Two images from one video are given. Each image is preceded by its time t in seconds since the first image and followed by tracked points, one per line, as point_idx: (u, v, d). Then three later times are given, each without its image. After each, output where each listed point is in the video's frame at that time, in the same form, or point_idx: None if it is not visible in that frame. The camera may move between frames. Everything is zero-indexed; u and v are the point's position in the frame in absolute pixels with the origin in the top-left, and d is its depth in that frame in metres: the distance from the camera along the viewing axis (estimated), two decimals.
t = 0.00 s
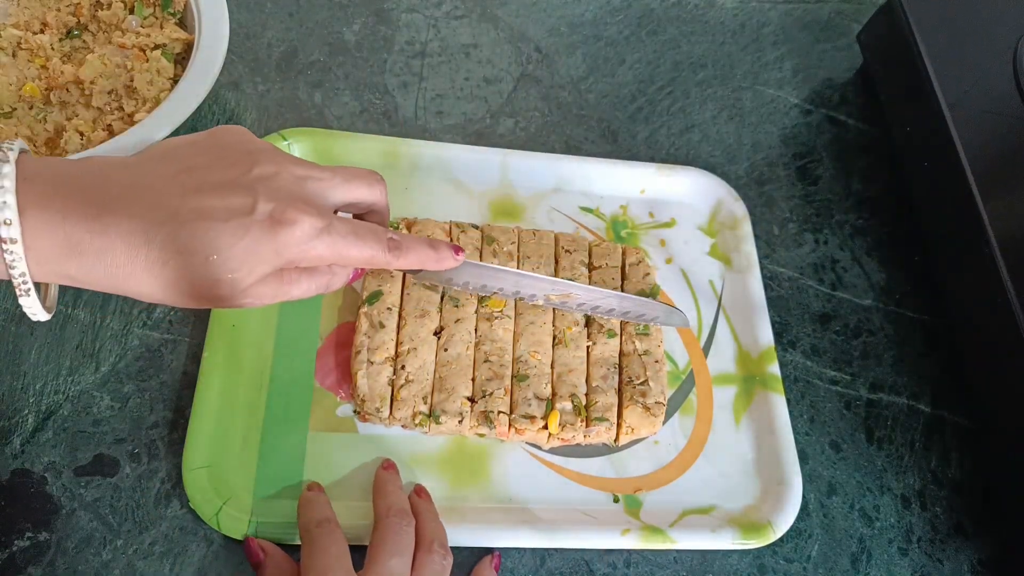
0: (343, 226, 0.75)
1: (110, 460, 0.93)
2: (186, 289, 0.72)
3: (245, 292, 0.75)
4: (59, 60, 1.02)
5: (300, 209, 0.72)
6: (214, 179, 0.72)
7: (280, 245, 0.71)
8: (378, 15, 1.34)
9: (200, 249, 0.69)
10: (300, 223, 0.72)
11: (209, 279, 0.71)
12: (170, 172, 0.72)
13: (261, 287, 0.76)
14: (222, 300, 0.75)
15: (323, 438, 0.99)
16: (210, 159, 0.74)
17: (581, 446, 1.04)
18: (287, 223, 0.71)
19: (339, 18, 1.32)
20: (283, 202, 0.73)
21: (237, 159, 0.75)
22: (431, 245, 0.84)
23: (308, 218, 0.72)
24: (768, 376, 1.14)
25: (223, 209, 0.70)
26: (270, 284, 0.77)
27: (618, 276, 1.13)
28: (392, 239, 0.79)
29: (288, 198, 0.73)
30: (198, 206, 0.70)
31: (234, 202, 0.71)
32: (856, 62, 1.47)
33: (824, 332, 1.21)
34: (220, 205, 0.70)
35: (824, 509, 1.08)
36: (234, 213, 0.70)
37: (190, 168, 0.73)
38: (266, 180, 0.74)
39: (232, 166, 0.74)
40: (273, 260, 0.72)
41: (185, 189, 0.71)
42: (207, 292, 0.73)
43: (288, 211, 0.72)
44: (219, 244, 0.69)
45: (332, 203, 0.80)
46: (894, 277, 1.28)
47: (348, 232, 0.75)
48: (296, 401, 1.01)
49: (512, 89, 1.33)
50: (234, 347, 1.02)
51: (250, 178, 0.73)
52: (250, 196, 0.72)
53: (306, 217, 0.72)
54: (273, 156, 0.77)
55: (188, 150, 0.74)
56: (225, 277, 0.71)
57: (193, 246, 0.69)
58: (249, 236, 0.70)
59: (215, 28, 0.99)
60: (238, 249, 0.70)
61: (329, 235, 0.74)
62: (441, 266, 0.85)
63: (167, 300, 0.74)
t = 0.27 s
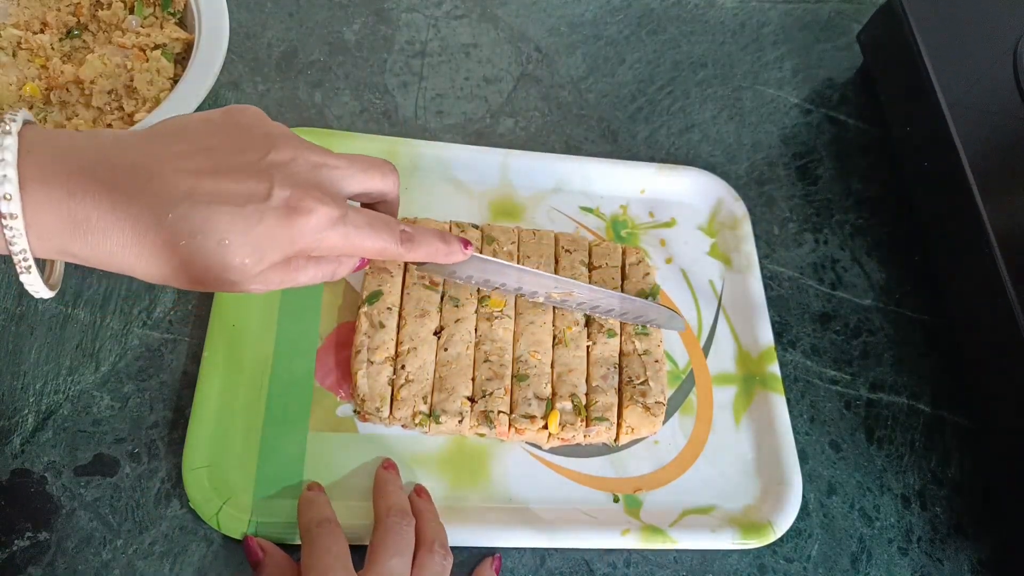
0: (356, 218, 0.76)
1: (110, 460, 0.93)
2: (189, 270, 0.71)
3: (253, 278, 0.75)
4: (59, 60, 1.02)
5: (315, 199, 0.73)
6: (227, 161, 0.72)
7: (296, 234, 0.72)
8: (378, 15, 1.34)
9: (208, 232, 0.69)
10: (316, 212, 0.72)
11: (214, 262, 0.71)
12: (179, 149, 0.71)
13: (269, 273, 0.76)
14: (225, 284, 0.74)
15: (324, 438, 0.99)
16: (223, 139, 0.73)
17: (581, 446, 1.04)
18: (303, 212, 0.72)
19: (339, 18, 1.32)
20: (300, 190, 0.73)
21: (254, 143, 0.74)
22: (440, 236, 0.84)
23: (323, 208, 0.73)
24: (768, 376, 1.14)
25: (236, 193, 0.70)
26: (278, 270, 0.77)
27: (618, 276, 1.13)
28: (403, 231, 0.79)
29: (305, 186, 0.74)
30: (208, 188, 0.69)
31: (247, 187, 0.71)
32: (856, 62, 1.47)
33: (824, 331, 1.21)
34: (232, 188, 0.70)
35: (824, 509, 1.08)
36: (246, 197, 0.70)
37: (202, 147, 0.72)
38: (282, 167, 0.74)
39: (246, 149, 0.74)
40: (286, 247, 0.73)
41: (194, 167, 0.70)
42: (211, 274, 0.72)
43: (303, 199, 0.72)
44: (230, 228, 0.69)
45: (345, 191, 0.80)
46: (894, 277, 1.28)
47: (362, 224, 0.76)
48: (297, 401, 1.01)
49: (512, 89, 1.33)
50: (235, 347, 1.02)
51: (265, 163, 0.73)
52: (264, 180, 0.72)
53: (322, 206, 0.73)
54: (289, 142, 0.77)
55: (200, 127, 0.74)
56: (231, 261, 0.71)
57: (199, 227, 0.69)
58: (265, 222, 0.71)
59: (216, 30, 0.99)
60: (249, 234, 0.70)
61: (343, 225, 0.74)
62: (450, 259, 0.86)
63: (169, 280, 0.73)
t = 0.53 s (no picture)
0: (423, 204, 0.74)
1: (110, 461, 0.93)
2: (228, 236, 0.65)
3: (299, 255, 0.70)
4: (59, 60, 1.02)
5: (385, 182, 0.70)
6: (293, 126, 0.67)
7: (364, 216, 0.69)
8: (378, 15, 1.34)
9: (261, 197, 0.64)
10: (384, 195, 0.70)
11: (257, 232, 0.66)
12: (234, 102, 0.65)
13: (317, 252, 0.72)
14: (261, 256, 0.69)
15: (323, 438, 0.99)
16: (285, 99, 0.68)
17: (580, 447, 1.04)
18: (373, 194, 0.69)
19: (339, 18, 1.32)
20: (372, 169, 0.70)
21: (320, 108, 0.70)
22: (487, 224, 0.83)
23: (392, 193, 0.71)
24: (768, 376, 1.14)
25: (302, 163, 0.66)
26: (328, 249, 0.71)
27: (618, 276, 1.13)
28: (459, 220, 0.79)
29: (377, 166, 0.71)
30: (270, 152, 0.64)
31: (314, 157, 0.67)
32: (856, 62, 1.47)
33: (824, 332, 1.21)
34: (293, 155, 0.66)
35: (824, 509, 1.08)
36: (311, 168, 0.66)
37: (258, 102, 0.66)
38: (351, 141, 0.70)
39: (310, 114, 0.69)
40: (352, 228, 0.70)
41: (250, 126, 0.64)
42: (252, 245, 0.67)
43: (373, 179, 0.70)
44: (295, 201, 0.65)
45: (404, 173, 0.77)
46: (894, 277, 1.28)
47: (427, 211, 0.75)
48: (297, 402, 1.01)
49: (512, 89, 1.33)
50: (234, 347, 1.02)
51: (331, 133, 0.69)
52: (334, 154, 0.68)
53: (391, 191, 0.71)
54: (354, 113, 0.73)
55: (259, 80, 0.68)
56: (277, 232, 0.66)
57: (250, 193, 0.63)
58: (335, 199, 0.67)
59: (216, 31, 0.98)
60: (312, 208, 0.66)
61: (407, 211, 0.72)
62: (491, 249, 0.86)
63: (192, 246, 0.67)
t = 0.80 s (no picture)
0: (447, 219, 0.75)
1: (110, 461, 0.93)
2: (255, 240, 0.66)
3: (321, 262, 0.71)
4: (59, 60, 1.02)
5: (413, 199, 0.71)
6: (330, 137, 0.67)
7: (389, 232, 0.70)
8: (378, 15, 1.34)
9: (294, 207, 0.65)
10: (413, 213, 0.71)
11: (286, 239, 0.66)
12: (271, 108, 0.65)
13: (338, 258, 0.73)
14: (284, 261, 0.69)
15: (323, 438, 0.99)
16: (322, 108, 0.68)
17: (581, 447, 1.04)
18: (402, 211, 0.70)
19: (339, 18, 1.32)
20: (404, 186, 0.71)
21: (357, 119, 0.70)
22: (502, 236, 0.84)
23: (418, 210, 0.71)
24: (768, 376, 1.14)
25: (338, 176, 0.66)
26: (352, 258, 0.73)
27: (618, 276, 1.13)
28: (479, 234, 0.80)
29: (409, 181, 0.72)
30: (306, 164, 0.65)
31: (349, 171, 0.67)
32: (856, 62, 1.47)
33: (824, 332, 1.21)
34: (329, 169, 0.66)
35: (824, 509, 1.08)
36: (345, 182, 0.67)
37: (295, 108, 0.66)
38: (386, 155, 0.71)
39: (346, 124, 0.69)
40: (376, 241, 0.71)
41: (286, 135, 0.64)
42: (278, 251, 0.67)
43: (404, 196, 0.71)
44: (329, 214, 0.66)
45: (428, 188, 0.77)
46: (894, 277, 1.28)
47: (449, 226, 0.76)
48: (296, 402, 1.01)
49: (512, 89, 1.33)
50: (234, 348, 1.02)
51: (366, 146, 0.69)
52: (369, 169, 0.69)
53: (417, 209, 0.72)
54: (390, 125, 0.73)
55: (295, 86, 0.67)
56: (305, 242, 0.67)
57: (283, 203, 0.64)
58: (367, 214, 0.68)
59: (217, 37, 0.98)
60: (340, 221, 0.67)
61: (430, 227, 0.73)
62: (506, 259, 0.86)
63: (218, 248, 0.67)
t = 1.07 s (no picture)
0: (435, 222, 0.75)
1: (110, 461, 0.93)
2: (247, 240, 0.65)
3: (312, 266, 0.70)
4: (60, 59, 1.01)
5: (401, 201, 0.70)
6: (320, 142, 0.67)
7: (378, 234, 0.69)
8: (378, 15, 1.34)
9: (284, 210, 0.64)
10: (401, 215, 0.70)
11: (277, 242, 0.66)
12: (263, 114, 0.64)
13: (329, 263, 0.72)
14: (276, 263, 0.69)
15: (323, 438, 0.99)
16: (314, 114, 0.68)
17: (581, 447, 1.04)
18: (391, 213, 0.69)
19: (339, 18, 1.32)
20: (392, 189, 0.70)
21: (348, 124, 0.70)
22: (491, 240, 0.84)
23: (407, 212, 0.71)
24: (768, 376, 1.14)
25: (325, 179, 0.66)
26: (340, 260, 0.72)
27: (618, 276, 1.13)
28: (467, 236, 0.80)
29: (396, 185, 0.71)
30: (293, 168, 0.64)
31: (337, 175, 0.66)
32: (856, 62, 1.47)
33: (824, 332, 1.21)
34: (317, 173, 0.65)
35: (824, 509, 1.08)
36: (332, 186, 0.66)
37: (287, 115, 0.66)
38: (374, 160, 0.70)
39: (337, 130, 0.69)
40: (363, 244, 0.70)
41: (276, 139, 0.64)
42: (267, 253, 0.67)
43: (392, 199, 0.70)
44: (314, 217, 0.65)
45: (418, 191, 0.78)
46: (894, 277, 1.28)
47: (439, 229, 0.75)
48: (297, 401, 1.01)
49: (512, 89, 1.33)
50: (234, 347, 1.02)
51: (355, 151, 0.69)
52: (356, 173, 0.68)
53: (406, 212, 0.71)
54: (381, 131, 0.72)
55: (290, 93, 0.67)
56: (294, 243, 0.67)
57: (272, 206, 0.63)
58: (353, 218, 0.67)
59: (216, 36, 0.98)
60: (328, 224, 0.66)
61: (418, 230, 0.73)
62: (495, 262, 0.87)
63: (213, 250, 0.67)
